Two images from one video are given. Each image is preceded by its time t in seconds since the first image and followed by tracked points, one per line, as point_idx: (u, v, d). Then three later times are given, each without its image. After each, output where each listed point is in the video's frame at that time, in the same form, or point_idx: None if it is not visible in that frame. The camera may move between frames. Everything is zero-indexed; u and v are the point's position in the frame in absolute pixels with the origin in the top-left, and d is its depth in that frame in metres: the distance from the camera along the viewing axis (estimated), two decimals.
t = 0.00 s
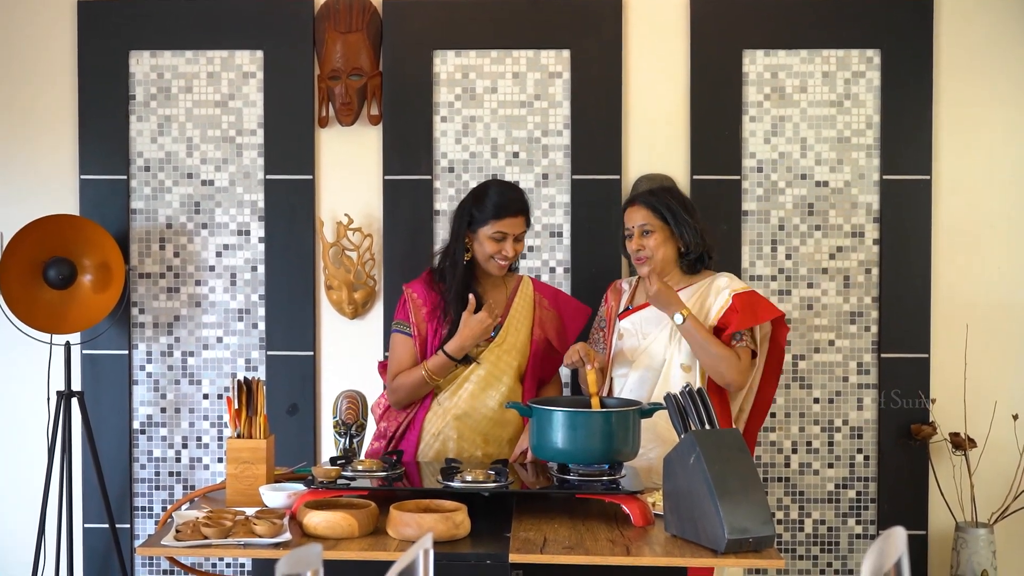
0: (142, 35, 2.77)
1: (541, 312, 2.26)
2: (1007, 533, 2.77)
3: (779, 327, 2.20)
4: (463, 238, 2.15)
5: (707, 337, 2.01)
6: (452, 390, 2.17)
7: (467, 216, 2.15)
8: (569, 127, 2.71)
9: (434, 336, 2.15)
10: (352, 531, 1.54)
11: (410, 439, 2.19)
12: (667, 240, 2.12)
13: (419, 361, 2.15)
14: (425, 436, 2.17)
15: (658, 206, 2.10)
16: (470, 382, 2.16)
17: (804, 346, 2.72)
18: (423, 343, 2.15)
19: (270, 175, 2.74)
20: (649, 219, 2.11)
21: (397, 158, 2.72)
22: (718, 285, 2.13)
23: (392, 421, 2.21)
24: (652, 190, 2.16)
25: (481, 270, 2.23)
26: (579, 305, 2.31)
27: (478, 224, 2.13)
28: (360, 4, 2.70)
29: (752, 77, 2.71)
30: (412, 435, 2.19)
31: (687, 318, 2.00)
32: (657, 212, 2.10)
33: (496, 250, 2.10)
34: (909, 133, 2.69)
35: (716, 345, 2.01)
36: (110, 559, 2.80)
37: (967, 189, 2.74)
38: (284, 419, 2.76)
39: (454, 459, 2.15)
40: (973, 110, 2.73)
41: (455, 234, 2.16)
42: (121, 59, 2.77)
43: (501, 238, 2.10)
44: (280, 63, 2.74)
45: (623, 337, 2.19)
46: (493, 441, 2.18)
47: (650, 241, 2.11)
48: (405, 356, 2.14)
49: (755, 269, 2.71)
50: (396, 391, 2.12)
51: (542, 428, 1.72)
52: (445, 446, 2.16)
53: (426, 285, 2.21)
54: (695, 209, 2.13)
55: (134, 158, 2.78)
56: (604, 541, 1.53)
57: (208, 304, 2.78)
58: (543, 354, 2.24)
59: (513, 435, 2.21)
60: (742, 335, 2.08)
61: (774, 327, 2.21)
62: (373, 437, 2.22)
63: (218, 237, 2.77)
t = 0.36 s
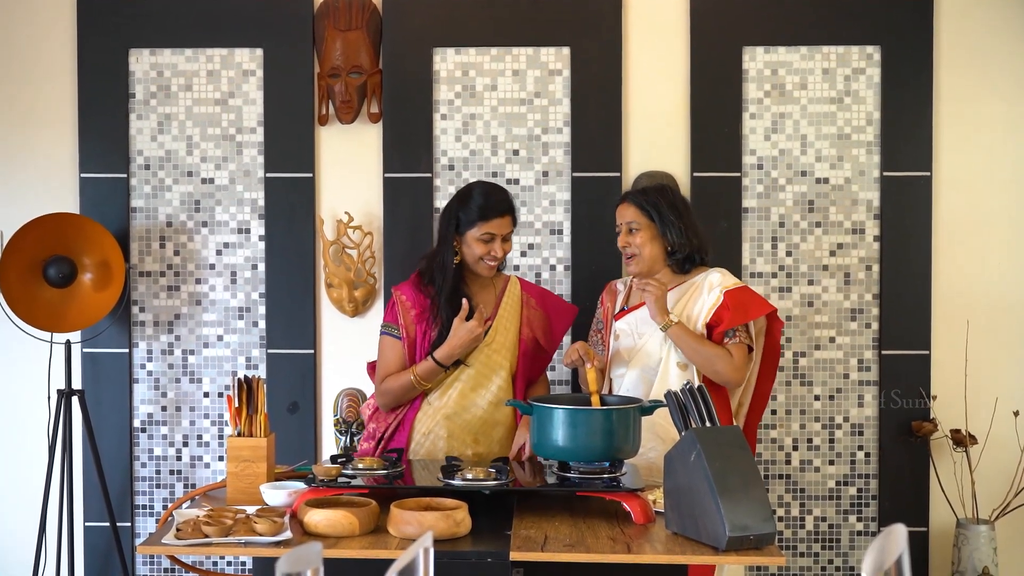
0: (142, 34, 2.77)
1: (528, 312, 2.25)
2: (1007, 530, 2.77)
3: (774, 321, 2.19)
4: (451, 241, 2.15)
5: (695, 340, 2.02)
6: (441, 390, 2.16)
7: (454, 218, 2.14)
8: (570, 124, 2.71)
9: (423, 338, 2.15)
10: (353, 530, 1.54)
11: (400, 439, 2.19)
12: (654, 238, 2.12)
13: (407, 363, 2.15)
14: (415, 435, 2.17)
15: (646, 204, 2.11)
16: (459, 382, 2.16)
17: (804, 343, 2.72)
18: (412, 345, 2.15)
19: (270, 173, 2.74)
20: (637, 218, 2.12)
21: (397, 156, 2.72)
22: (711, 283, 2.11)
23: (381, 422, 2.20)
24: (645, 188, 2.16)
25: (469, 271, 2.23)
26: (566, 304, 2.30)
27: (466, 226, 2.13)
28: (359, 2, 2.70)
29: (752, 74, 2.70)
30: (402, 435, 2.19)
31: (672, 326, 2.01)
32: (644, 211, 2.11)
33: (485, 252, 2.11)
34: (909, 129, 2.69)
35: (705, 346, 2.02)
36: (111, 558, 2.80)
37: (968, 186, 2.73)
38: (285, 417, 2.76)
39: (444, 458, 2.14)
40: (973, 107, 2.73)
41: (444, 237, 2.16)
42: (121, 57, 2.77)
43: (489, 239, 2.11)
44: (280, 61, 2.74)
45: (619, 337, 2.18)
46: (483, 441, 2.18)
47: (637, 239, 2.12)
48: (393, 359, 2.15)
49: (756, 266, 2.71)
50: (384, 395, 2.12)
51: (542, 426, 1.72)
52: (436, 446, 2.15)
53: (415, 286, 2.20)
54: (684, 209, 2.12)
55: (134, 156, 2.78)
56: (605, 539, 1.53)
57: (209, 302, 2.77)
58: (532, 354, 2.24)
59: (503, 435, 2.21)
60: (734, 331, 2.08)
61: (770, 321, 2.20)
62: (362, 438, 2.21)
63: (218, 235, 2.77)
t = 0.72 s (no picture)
0: (144, 34, 2.77)
1: (520, 313, 2.24)
2: (1011, 529, 2.77)
3: (781, 324, 2.19)
4: (439, 237, 2.17)
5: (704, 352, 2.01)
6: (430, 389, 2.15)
7: (443, 214, 2.15)
8: (572, 124, 2.71)
9: (413, 339, 2.14)
10: (356, 530, 1.54)
11: (389, 439, 2.18)
12: (664, 233, 2.12)
13: (397, 364, 2.15)
14: (405, 434, 2.16)
15: (659, 199, 2.11)
16: (450, 380, 2.15)
17: (807, 342, 2.72)
18: (402, 346, 2.14)
19: (273, 173, 2.74)
20: (649, 212, 2.11)
21: (398, 155, 2.72)
22: (719, 286, 2.11)
23: (371, 422, 2.19)
24: (658, 183, 2.16)
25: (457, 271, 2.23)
26: (559, 307, 2.29)
27: (453, 222, 2.14)
28: (361, 2, 2.70)
29: (754, 72, 2.70)
30: (391, 435, 2.17)
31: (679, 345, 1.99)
32: (656, 206, 2.11)
33: (472, 246, 2.12)
34: (912, 128, 2.68)
35: (717, 357, 2.02)
36: (114, 558, 2.81)
37: (970, 185, 2.73)
38: (288, 418, 2.77)
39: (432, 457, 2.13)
40: (976, 106, 2.72)
41: (432, 234, 2.18)
42: (123, 58, 2.77)
43: (476, 233, 2.12)
44: (282, 61, 2.74)
45: (621, 336, 2.18)
46: (473, 439, 2.17)
47: (647, 234, 2.11)
48: (384, 361, 2.15)
49: (758, 265, 2.70)
50: (373, 397, 2.13)
51: (545, 424, 1.72)
52: (425, 444, 2.14)
53: (406, 288, 2.21)
54: (696, 207, 2.13)
55: (136, 156, 2.78)
56: (608, 539, 1.53)
57: (211, 303, 2.78)
58: (524, 355, 2.22)
59: (493, 435, 2.20)
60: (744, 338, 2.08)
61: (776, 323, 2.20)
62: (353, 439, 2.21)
63: (220, 236, 2.77)
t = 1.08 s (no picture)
0: (143, 34, 2.77)
1: (520, 315, 2.24)
2: (1012, 527, 2.77)
3: (780, 328, 2.19)
4: (441, 236, 2.16)
5: (706, 338, 2.03)
6: (428, 387, 2.15)
7: (444, 213, 2.15)
8: (571, 123, 2.71)
9: (413, 337, 2.14)
10: (356, 529, 1.54)
11: (386, 438, 2.17)
12: (671, 234, 2.12)
13: (395, 362, 2.15)
14: (403, 432, 2.16)
15: (665, 199, 2.10)
16: (450, 379, 2.15)
17: (807, 341, 2.72)
18: (401, 344, 2.15)
19: (272, 173, 2.74)
20: (654, 212, 2.11)
21: (398, 155, 2.72)
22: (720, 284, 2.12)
23: (369, 421, 2.19)
24: (663, 184, 2.15)
25: (459, 271, 2.23)
26: (559, 312, 2.30)
27: (455, 219, 2.13)
28: (360, 2, 2.70)
29: (754, 71, 2.70)
30: (388, 434, 2.17)
31: (686, 316, 2.03)
32: (663, 206, 2.10)
33: (475, 243, 2.10)
34: (911, 127, 2.68)
35: (715, 344, 2.03)
36: (115, 559, 2.81)
37: (970, 183, 2.73)
38: (288, 418, 2.76)
39: (430, 456, 2.12)
40: (975, 104, 2.72)
41: (434, 232, 2.17)
42: (122, 58, 2.77)
43: (478, 229, 2.11)
44: (281, 61, 2.74)
45: (623, 332, 2.19)
46: (471, 438, 2.16)
47: (654, 233, 2.10)
48: (382, 356, 2.15)
49: (758, 264, 2.70)
50: (369, 392, 2.13)
51: (546, 423, 1.72)
52: (424, 443, 2.14)
53: (408, 287, 2.20)
54: (703, 208, 2.12)
55: (135, 156, 2.78)
56: (608, 538, 1.52)
57: (211, 303, 2.77)
58: (524, 355, 2.23)
59: (492, 435, 2.19)
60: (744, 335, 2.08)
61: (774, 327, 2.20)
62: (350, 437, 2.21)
63: (220, 236, 2.77)
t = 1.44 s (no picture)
0: (139, 35, 2.76)
1: (514, 313, 2.25)
2: (1008, 526, 2.77)
3: (783, 328, 2.19)
4: (440, 233, 2.16)
5: (719, 355, 2.03)
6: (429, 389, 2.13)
7: (438, 212, 2.16)
8: (568, 123, 2.71)
9: (410, 340, 2.12)
10: (354, 530, 1.54)
11: (386, 441, 2.15)
12: (664, 235, 2.12)
13: (391, 365, 2.12)
14: (403, 433, 2.14)
15: (660, 201, 2.10)
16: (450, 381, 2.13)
17: (804, 340, 2.72)
18: (398, 347, 2.12)
19: (268, 174, 2.74)
20: (649, 212, 2.11)
21: (394, 155, 2.72)
22: (724, 289, 2.11)
23: (367, 425, 2.17)
24: (662, 183, 2.15)
25: (454, 272, 2.22)
26: (549, 306, 2.31)
27: (452, 215, 2.14)
28: (357, 2, 2.70)
29: (750, 71, 2.70)
30: (388, 437, 2.15)
31: (694, 343, 2.02)
32: (657, 207, 2.10)
33: (479, 233, 2.13)
34: (908, 126, 2.69)
35: (727, 359, 2.04)
36: (111, 560, 2.80)
37: (967, 182, 2.73)
38: (285, 418, 2.76)
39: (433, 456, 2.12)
40: (971, 104, 2.73)
41: (427, 236, 2.16)
42: (118, 58, 2.76)
43: (479, 219, 2.14)
44: (277, 62, 2.74)
45: (621, 333, 2.19)
46: (472, 438, 2.16)
47: (646, 233, 2.12)
48: (378, 360, 2.12)
49: (755, 264, 2.71)
50: (362, 396, 2.10)
51: (543, 424, 1.72)
52: (425, 444, 2.13)
53: (402, 289, 2.18)
54: (699, 210, 2.11)
55: (131, 157, 2.78)
56: (606, 538, 1.52)
57: (208, 303, 2.77)
58: (521, 353, 2.23)
59: (493, 433, 2.19)
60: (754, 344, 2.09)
61: (777, 330, 2.20)
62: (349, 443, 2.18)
63: (216, 236, 2.76)
